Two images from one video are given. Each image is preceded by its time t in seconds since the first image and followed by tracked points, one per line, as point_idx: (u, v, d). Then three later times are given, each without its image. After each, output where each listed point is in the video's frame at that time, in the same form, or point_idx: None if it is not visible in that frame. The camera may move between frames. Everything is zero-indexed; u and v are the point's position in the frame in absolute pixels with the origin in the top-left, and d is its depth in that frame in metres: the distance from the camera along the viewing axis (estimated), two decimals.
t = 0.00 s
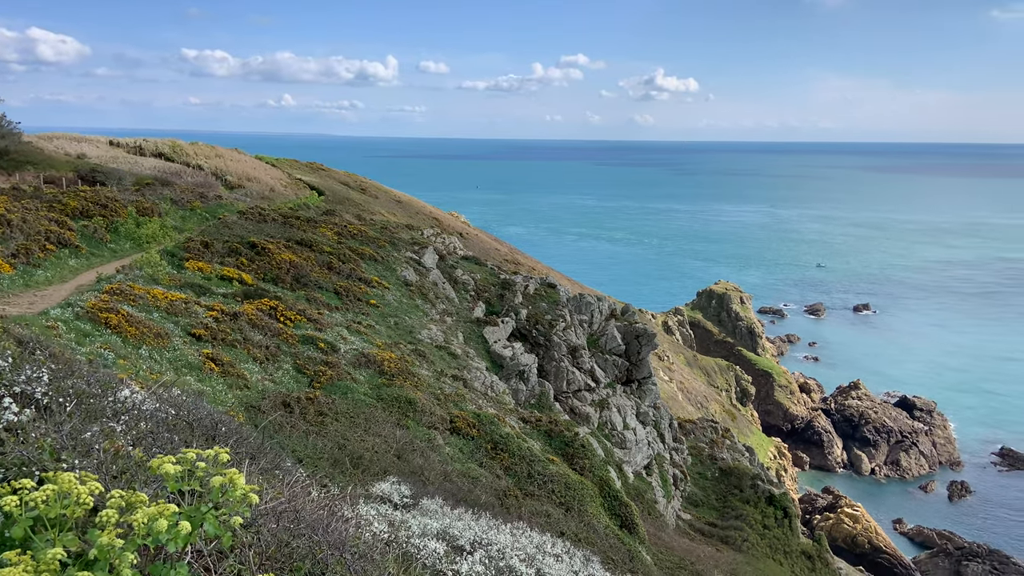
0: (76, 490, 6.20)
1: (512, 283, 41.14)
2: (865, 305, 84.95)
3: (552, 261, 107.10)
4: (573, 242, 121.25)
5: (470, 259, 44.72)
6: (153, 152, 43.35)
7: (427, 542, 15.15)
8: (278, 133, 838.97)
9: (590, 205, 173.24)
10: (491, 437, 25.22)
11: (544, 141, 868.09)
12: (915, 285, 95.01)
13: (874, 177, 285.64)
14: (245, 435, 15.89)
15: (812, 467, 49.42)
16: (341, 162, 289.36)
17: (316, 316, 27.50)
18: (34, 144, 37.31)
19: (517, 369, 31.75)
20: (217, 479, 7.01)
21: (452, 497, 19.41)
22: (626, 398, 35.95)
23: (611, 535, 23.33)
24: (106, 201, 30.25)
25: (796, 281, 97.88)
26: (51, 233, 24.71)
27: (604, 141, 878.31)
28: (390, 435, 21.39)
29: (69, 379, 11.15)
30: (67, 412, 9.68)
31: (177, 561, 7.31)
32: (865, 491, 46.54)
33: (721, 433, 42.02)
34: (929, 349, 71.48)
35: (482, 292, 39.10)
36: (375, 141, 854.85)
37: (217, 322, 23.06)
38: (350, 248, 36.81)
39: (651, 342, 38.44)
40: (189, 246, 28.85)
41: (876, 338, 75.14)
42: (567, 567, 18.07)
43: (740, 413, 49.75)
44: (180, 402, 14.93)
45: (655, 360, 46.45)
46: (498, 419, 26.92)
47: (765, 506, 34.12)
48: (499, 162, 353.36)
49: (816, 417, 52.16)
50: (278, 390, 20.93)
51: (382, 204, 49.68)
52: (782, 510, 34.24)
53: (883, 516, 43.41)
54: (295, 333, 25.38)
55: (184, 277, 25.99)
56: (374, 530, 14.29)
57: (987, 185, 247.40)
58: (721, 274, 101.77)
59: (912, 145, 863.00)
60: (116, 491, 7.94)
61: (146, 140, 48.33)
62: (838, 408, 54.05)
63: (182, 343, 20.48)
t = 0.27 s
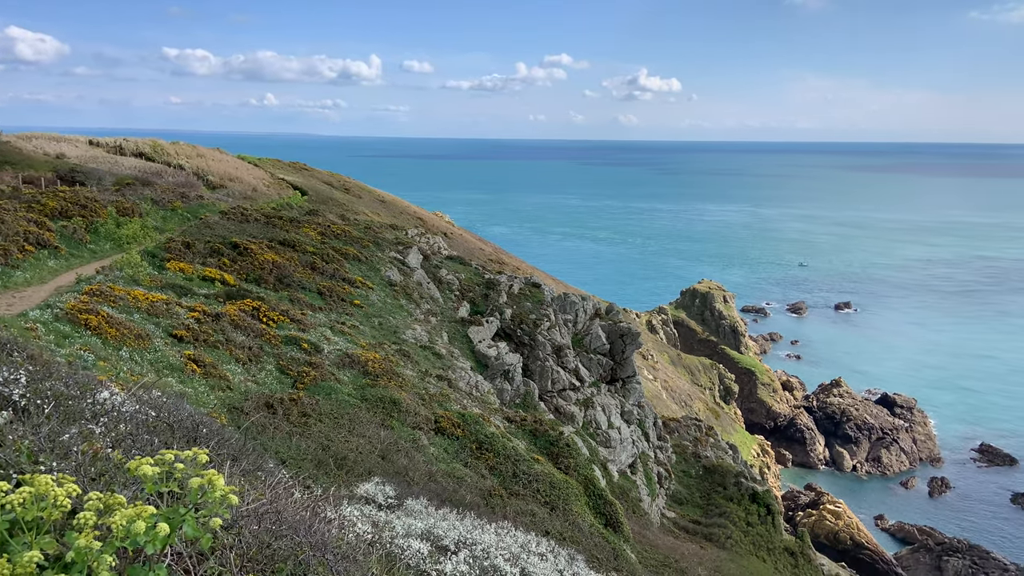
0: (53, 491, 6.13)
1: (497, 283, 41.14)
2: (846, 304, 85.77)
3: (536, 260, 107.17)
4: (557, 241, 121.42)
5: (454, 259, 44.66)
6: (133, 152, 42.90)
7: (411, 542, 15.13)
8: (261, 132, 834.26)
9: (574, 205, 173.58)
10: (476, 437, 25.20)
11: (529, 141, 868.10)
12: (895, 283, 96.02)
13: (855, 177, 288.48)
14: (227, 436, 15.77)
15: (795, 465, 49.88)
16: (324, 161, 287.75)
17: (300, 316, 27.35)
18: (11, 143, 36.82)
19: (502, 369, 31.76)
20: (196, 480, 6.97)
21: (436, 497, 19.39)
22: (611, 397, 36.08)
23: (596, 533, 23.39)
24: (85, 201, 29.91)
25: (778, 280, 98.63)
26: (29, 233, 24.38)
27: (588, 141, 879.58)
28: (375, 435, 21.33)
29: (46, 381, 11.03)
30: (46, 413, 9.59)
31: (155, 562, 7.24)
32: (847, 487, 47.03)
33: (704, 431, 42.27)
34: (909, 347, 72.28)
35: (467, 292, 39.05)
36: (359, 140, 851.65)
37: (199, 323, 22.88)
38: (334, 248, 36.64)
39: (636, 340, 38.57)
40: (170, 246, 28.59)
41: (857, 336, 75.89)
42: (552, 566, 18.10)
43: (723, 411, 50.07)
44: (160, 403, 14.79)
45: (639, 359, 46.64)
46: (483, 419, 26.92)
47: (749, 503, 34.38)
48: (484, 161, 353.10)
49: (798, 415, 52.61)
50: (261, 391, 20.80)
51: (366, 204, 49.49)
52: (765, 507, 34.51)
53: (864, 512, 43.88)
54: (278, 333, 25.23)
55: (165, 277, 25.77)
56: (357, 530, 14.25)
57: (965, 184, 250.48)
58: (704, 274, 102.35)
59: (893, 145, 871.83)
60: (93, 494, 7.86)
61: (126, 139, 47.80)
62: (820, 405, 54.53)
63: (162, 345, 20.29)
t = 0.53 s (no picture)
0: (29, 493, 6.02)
1: (482, 283, 41.10)
2: (828, 302, 86.54)
3: (521, 260, 107.21)
4: (541, 241, 121.57)
5: (439, 259, 44.53)
6: (113, 151, 42.43)
7: (395, 542, 15.09)
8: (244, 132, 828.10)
9: (559, 205, 173.84)
10: (461, 437, 25.17)
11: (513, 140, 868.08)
12: (876, 281, 96.99)
13: (836, 176, 290.87)
14: (209, 438, 15.64)
15: (778, 462, 50.30)
16: (308, 161, 286.01)
17: (283, 317, 27.18)
18: None
19: (487, 368, 31.76)
20: (174, 482, 6.88)
21: (421, 497, 19.36)
22: (596, 396, 36.18)
23: (580, 532, 23.46)
24: (64, 202, 29.56)
25: (761, 279, 99.32)
26: (8, 234, 24.08)
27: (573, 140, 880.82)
28: (359, 436, 21.25)
29: (24, 383, 10.90)
30: (23, 416, 9.48)
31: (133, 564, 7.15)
32: (829, 484, 47.47)
33: (688, 429, 42.48)
34: (889, 345, 73.06)
35: (451, 292, 38.98)
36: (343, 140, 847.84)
37: (180, 324, 22.69)
38: (317, 248, 36.46)
39: (620, 339, 38.68)
40: (151, 247, 28.32)
41: (838, 334, 76.59)
42: (536, 565, 18.14)
43: (707, 409, 50.36)
44: (141, 405, 14.64)
45: (624, 357, 46.82)
46: (468, 419, 26.89)
47: (732, 500, 34.64)
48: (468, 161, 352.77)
49: (781, 412, 52.99)
50: (244, 392, 20.65)
51: (349, 204, 49.26)
52: (749, 504, 34.79)
53: (846, 508, 44.32)
54: (261, 334, 25.05)
55: (146, 278, 25.52)
56: (340, 531, 14.20)
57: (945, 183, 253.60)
58: (688, 273, 102.89)
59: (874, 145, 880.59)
60: (70, 497, 7.76)
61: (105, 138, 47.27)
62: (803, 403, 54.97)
63: (143, 346, 20.09)
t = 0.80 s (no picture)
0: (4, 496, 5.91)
1: (466, 282, 41.02)
2: (810, 301, 87.25)
3: (506, 259, 107.16)
4: (526, 241, 121.62)
5: (423, 259, 44.39)
6: (93, 151, 41.92)
7: (379, 543, 15.04)
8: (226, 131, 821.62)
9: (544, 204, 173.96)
10: (446, 437, 25.15)
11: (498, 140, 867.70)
12: (857, 280, 97.93)
13: (818, 176, 293.13)
14: (190, 440, 15.51)
15: (761, 460, 50.69)
16: (291, 160, 284.11)
17: (266, 317, 27.01)
18: None
19: (472, 368, 31.76)
20: (152, 485, 6.81)
21: (406, 498, 19.32)
22: (581, 395, 36.27)
23: (566, 531, 23.51)
24: (43, 202, 29.18)
25: (744, 277, 99.94)
26: None
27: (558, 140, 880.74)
28: (344, 437, 21.17)
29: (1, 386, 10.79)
30: None
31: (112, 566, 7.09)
32: (812, 481, 47.91)
33: (673, 427, 42.66)
34: (871, 343, 73.80)
35: (436, 292, 38.89)
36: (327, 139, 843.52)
37: (162, 325, 22.47)
38: (301, 248, 36.26)
39: (605, 338, 38.76)
40: (132, 247, 28.04)
41: (821, 333, 77.24)
42: (521, 564, 18.17)
43: (691, 407, 50.63)
44: (122, 407, 14.51)
45: (608, 356, 46.95)
46: (453, 419, 26.85)
47: (716, 498, 34.88)
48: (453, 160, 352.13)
49: (764, 410, 53.41)
50: (227, 393, 20.50)
51: (333, 203, 49.01)
52: (733, 502, 35.07)
53: (829, 505, 44.75)
54: (244, 335, 24.88)
55: (127, 279, 25.28)
56: (324, 533, 14.14)
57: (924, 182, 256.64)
58: (672, 272, 103.34)
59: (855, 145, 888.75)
60: (47, 499, 7.66)
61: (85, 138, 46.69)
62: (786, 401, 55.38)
63: (125, 348, 19.89)
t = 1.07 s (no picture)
0: None
1: (451, 282, 40.93)
2: (793, 299, 87.92)
3: (491, 259, 107.05)
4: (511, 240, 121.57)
5: (408, 259, 44.23)
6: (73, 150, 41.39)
7: (363, 544, 14.99)
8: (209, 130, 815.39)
9: (529, 204, 173.98)
10: (431, 437, 25.10)
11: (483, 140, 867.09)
12: (839, 279, 98.79)
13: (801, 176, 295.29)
14: (172, 442, 15.38)
15: (745, 457, 51.04)
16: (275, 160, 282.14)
17: (249, 318, 26.81)
18: None
19: (457, 368, 31.74)
20: (130, 486, 6.67)
21: (391, 499, 19.27)
22: (566, 394, 36.32)
23: (551, 530, 23.54)
24: (22, 202, 28.80)
25: (728, 277, 100.50)
26: None
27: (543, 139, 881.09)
28: (328, 438, 21.08)
29: None
30: None
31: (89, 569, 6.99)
32: (795, 478, 48.32)
33: (657, 426, 42.82)
34: (853, 341, 74.49)
35: (421, 292, 38.78)
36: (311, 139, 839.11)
37: (143, 326, 22.24)
38: (284, 248, 36.04)
39: (590, 338, 38.82)
40: (113, 248, 27.74)
41: (803, 331, 77.85)
42: (506, 563, 18.17)
43: (676, 406, 50.85)
44: (102, 409, 14.35)
45: (593, 356, 47.05)
46: (438, 419, 26.81)
47: (701, 496, 35.10)
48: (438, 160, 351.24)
49: (748, 409, 53.78)
50: (210, 395, 20.34)
51: (317, 203, 48.74)
52: (717, 500, 35.33)
53: (812, 501, 45.17)
54: (227, 336, 24.69)
55: (107, 280, 25.01)
56: (307, 534, 14.07)
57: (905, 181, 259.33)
58: (657, 271, 103.75)
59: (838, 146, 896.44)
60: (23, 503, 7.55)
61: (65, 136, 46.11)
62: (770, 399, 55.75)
63: (106, 349, 19.68)
